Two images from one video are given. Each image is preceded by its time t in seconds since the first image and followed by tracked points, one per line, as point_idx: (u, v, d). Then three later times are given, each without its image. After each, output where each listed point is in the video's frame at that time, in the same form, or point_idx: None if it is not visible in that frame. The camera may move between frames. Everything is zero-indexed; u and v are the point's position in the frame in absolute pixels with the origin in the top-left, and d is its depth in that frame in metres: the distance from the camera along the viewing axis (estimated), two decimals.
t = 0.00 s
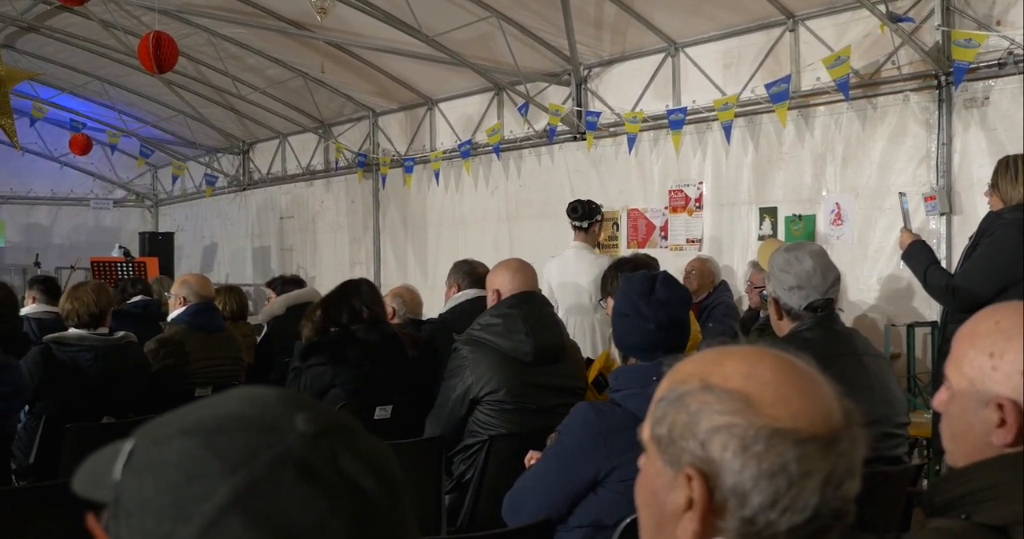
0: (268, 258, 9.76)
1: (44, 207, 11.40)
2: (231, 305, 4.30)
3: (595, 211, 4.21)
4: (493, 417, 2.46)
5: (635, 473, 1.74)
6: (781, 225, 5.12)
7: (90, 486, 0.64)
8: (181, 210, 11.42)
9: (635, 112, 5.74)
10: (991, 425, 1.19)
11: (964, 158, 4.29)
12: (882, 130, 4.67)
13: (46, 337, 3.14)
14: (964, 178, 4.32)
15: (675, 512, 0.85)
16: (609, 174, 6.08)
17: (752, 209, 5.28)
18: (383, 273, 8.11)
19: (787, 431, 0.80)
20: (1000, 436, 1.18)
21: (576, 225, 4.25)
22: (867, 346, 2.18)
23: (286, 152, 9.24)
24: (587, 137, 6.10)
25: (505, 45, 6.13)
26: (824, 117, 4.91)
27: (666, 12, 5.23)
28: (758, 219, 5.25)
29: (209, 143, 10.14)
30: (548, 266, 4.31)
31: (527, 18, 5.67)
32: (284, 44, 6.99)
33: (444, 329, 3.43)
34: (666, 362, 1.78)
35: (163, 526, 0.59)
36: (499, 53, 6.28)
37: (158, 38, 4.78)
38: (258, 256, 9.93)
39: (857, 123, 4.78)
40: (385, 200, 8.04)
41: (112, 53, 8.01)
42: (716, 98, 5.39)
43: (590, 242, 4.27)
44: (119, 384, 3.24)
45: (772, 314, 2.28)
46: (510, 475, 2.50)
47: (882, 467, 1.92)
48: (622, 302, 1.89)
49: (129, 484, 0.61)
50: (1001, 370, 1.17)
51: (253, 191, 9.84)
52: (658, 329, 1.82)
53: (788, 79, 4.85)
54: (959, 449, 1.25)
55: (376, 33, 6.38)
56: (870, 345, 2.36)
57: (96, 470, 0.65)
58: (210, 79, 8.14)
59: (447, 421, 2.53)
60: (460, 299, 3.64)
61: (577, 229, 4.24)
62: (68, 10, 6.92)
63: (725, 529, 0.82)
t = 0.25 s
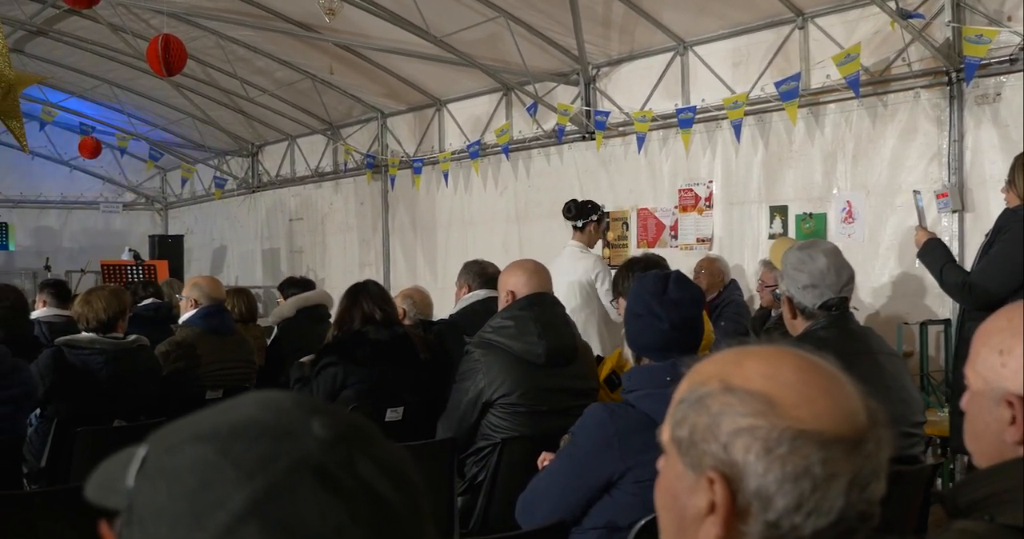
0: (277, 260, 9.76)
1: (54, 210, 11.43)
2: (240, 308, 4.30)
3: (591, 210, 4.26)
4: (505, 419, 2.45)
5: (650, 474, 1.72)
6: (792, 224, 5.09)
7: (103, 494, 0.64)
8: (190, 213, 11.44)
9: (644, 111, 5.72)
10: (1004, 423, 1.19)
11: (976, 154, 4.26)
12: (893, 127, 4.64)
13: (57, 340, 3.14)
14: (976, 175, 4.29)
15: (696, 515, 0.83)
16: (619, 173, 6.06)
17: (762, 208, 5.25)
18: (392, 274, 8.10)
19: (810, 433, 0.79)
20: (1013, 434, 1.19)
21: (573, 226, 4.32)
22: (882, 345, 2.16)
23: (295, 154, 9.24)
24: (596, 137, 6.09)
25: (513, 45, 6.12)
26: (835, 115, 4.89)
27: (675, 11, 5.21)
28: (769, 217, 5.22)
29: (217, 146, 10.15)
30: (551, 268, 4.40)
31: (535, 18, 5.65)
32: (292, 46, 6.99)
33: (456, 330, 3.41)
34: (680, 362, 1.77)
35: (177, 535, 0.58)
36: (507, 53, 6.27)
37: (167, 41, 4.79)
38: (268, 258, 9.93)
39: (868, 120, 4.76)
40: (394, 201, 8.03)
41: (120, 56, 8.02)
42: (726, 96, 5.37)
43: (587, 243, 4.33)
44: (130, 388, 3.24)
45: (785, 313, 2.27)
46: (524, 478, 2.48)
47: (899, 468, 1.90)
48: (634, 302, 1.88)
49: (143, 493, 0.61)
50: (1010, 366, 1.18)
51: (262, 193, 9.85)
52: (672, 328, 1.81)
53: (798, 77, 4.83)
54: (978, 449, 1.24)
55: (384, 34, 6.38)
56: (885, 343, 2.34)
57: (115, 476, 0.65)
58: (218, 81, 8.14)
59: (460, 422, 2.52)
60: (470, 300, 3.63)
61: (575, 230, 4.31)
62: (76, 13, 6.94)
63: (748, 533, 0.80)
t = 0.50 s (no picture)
0: (289, 262, 9.76)
1: (65, 214, 11.46)
2: (252, 310, 4.29)
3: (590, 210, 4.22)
4: (521, 422, 2.43)
5: (673, 479, 1.69)
6: (805, 223, 5.06)
7: (132, 509, 0.62)
8: (201, 216, 11.45)
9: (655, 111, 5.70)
10: None
11: (993, 152, 4.19)
12: (907, 125, 4.59)
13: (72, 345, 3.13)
14: (993, 174, 4.22)
15: (733, 527, 0.82)
16: (631, 173, 6.03)
17: (776, 207, 5.22)
18: (404, 275, 8.09)
19: (851, 443, 0.78)
20: None
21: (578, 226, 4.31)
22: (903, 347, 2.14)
23: (306, 156, 9.24)
24: (608, 137, 6.07)
25: (524, 46, 6.10)
26: (848, 113, 4.86)
27: (686, 10, 5.19)
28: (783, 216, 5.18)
29: (228, 149, 10.16)
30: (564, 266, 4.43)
31: (545, 18, 5.63)
32: (302, 48, 6.98)
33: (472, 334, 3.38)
34: (700, 365, 1.76)
35: None
36: (517, 54, 6.26)
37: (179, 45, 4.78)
38: (279, 260, 9.94)
39: (881, 118, 4.72)
40: (405, 202, 8.02)
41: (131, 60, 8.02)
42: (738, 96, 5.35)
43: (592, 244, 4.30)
44: (145, 392, 3.23)
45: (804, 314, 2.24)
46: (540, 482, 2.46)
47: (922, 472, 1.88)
48: (652, 304, 1.87)
49: (172, 510, 0.59)
50: None
51: (273, 196, 9.86)
52: (692, 331, 1.80)
53: (811, 75, 4.79)
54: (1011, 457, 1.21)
55: (394, 35, 6.37)
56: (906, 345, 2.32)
57: (141, 490, 0.63)
58: (229, 84, 8.15)
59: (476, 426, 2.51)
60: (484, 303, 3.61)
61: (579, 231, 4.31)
62: (86, 17, 6.95)
63: None
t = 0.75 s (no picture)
0: (303, 264, 9.77)
1: (81, 217, 11.50)
2: (268, 312, 4.28)
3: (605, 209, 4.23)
4: (542, 425, 2.41)
5: (699, 483, 1.67)
6: (824, 222, 5.03)
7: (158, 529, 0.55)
8: (215, 219, 11.47)
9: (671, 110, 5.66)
10: None
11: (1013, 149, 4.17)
12: (926, 123, 4.56)
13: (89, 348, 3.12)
14: (1012, 170, 4.22)
15: None
16: (646, 173, 6.01)
17: (794, 206, 5.19)
18: (418, 276, 8.08)
19: (907, 453, 0.75)
20: None
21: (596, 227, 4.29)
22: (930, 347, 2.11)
23: (319, 158, 9.24)
24: (623, 137, 6.04)
25: (538, 46, 6.08)
26: (866, 111, 4.82)
27: (702, 9, 5.16)
28: (800, 216, 5.15)
29: (242, 151, 10.17)
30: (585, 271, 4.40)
31: (560, 17, 5.60)
32: (316, 49, 6.97)
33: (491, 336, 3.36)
34: (728, 367, 1.73)
35: None
36: (532, 54, 6.23)
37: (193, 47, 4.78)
38: (294, 262, 9.94)
39: (900, 116, 4.68)
40: (419, 203, 8.01)
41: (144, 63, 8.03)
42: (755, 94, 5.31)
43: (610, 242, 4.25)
44: (162, 396, 3.21)
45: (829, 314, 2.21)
46: (560, 486, 2.43)
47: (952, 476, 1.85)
48: (677, 306, 1.84)
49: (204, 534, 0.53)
50: None
51: (286, 198, 9.86)
52: (718, 333, 1.77)
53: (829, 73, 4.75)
54: None
55: (408, 36, 6.35)
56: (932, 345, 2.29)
57: (164, 508, 0.57)
58: (242, 86, 8.15)
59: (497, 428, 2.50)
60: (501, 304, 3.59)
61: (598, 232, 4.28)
62: (100, 21, 6.96)
63: None
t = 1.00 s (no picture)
0: (315, 264, 9.76)
1: (93, 217, 11.52)
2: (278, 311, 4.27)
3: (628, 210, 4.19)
4: (557, 429, 2.38)
5: (719, 489, 1.64)
6: (839, 223, 4.99)
7: None
8: (227, 218, 11.48)
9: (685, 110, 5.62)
10: None
11: None
12: (943, 123, 4.52)
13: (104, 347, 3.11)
14: None
15: None
16: (660, 173, 5.98)
17: (809, 207, 5.15)
18: (430, 276, 8.07)
19: (955, 465, 0.71)
20: None
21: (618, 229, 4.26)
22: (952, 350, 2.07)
23: (331, 158, 9.23)
24: (636, 137, 6.01)
25: (551, 45, 6.05)
26: (882, 111, 4.78)
27: (716, 8, 5.13)
28: (815, 217, 5.12)
29: (254, 151, 10.16)
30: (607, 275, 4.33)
31: (573, 17, 5.57)
32: (328, 49, 6.96)
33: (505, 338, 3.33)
34: (749, 371, 1.70)
35: None
36: (544, 54, 6.21)
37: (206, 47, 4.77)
38: (306, 262, 9.93)
39: (917, 116, 4.64)
40: (431, 203, 7.99)
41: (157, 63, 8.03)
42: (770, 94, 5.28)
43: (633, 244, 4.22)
44: (176, 397, 3.18)
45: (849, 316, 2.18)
46: (575, 490, 2.42)
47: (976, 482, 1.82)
48: (698, 309, 1.81)
49: None
50: None
51: (298, 198, 9.86)
52: (739, 337, 1.74)
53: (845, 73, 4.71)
54: None
55: (420, 36, 6.33)
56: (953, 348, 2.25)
57: (182, 528, 0.54)
58: (254, 86, 8.15)
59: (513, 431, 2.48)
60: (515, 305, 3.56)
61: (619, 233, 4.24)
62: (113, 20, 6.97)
63: None
